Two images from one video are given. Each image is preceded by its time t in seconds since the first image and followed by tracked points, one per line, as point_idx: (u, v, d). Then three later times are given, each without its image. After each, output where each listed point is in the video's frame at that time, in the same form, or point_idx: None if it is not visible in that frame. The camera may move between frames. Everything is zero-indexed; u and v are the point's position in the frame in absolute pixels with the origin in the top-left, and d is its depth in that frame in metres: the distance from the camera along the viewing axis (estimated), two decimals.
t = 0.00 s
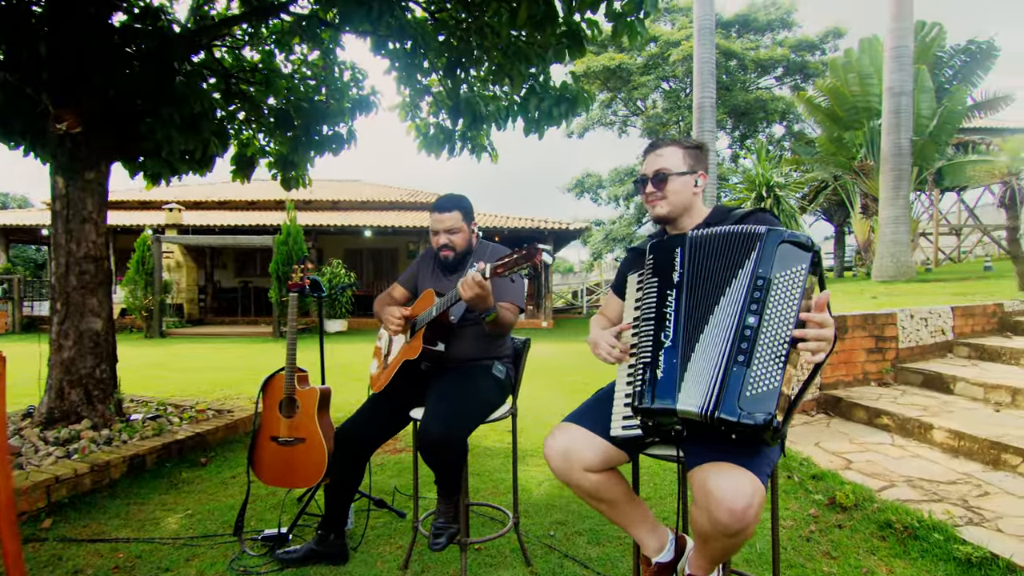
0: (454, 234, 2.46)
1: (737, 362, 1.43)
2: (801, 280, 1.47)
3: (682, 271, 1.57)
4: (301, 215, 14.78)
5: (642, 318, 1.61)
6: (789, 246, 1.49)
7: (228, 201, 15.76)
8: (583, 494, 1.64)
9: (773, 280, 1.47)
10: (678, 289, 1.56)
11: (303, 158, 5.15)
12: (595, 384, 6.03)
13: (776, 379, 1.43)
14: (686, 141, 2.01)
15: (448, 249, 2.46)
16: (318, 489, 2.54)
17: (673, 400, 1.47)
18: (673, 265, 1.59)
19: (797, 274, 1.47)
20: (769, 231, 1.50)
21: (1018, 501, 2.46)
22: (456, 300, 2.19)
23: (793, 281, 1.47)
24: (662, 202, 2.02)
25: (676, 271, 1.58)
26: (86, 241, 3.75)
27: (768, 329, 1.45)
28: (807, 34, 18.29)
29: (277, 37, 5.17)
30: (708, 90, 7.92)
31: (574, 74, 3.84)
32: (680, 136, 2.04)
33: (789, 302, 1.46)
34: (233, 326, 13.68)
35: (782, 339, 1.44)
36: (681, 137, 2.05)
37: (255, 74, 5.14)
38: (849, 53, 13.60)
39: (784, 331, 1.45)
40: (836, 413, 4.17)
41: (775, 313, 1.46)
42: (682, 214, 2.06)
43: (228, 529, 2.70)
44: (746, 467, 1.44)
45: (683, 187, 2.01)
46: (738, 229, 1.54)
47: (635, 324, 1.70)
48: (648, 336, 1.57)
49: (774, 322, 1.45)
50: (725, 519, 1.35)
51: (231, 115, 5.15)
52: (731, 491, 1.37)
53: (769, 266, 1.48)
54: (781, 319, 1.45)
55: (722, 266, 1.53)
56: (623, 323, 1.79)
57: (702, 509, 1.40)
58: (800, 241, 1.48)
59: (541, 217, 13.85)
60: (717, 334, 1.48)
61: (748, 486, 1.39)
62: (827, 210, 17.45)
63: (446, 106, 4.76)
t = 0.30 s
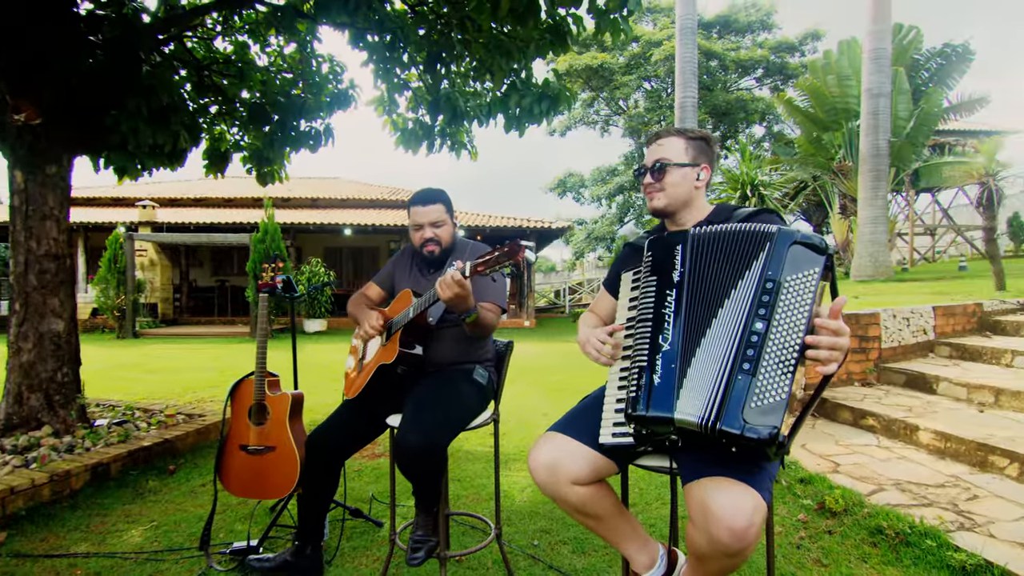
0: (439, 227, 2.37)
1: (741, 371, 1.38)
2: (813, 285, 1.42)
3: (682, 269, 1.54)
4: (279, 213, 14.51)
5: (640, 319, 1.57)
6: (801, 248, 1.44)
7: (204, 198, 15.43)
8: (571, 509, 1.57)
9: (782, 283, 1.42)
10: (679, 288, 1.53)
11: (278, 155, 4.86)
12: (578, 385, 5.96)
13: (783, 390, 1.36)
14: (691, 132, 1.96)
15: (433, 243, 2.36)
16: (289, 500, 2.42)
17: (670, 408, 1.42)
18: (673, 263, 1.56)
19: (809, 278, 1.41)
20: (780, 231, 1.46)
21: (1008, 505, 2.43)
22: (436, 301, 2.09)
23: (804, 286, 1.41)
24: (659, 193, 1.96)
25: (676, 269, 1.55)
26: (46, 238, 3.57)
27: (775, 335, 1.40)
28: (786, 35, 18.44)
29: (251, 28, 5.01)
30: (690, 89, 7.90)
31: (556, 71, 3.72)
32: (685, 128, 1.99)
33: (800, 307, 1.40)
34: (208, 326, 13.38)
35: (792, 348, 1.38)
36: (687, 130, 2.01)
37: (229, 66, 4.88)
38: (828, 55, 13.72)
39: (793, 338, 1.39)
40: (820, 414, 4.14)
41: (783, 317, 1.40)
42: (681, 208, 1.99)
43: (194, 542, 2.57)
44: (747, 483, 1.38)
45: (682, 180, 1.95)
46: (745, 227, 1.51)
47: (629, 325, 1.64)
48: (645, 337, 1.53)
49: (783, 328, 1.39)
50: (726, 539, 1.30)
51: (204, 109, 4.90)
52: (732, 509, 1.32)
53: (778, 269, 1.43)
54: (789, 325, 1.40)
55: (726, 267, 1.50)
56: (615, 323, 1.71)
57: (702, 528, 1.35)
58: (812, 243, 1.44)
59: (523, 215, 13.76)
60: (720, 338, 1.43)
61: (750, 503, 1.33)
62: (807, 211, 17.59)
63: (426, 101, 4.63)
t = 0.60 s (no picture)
0: (424, 223, 2.27)
1: (762, 386, 1.32)
2: (845, 296, 1.35)
3: (700, 270, 1.48)
4: (260, 211, 14.25)
5: (650, 320, 1.50)
6: (833, 255, 1.38)
7: (183, 195, 15.11)
8: (567, 526, 1.54)
9: (812, 292, 1.36)
10: (695, 290, 1.47)
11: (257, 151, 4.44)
12: (565, 386, 5.88)
13: (807, 409, 1.29)
14: (707, 123, 1.88)
15: (419, 241, 2.26)
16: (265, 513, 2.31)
17: (679, 421, 1.38)
18: (690, 261, 1.50)
19: (842, 290, 1.35)
20: (812, 236, 1.40)
21: (1006, 511, 2.38)
22: (419, 301, 1.99)
23: (836, 298, 1.35)
24: (672, 187, 1.89)
25: (693, 270, 1.49)
26: (10, 236, 3.39)
27: (801, 348, 1.33)
28: (770, 37, 18.53)
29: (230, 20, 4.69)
30: (676, 89, 7.86)
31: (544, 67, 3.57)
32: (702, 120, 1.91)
33: (831, 319, 1.34)
34: (187, 327, 13.10)
35: (819, 365, 1.32)
36: (703, 120, 1.92)
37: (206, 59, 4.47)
38: (811, 56, 13.78)
39: (821, 354, 1.33)
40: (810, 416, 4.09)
41: (811, 329, 1.34)
42: (695, 204, 1.92)
43: (164, 557, 2.43)
44: (760, 506, 1.34)
45: (697, 175, 1.87)
46: (772, 229, 1.45)
47: (635, 326, 1.59)
48: (656, 339, 1.47)
49: (811, 341, 1.33)
50: (739, 565, 1.26)
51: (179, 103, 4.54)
52: (744, 533, 1.28)
53: (809, 276, 1.37)
54: (819, 339, 1.33)
55: (747, 269, 1.44)
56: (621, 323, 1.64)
57: (712, 551, 1.31)
58: (847, 250, 1.37)
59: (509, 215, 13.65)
60: (738, 347, 1.38)
61: (762, 528, 1.30)
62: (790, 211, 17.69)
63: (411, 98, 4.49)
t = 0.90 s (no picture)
0: (403, 220, 2.18)
1: (782, 399, 1.24)
2: (876, 306, 1.26)
3: (716, 269, 1.41)
4: (242, 211, 14.02)
5: (661, 321, 1.43)
6: (865, 262, 1.29)
7: (163, 194, 14.82)
8: (558, 543, 1.48)
9: (840, 299, 1.28)
10: (709, 291, 1.40)
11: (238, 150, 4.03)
12: (552, 388, 5.81)
13: (830, 426, 1.21)
14: (709, 122, 1.78)
15: (397, 238, 2.17)
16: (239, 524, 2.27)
17: (686, 430, 1.32)
18: (708, 260, 1.43)
19: (872, 300, 1.27)
20: (842, 239, 1.31)
21: (1004, 517, 2.33)
22: (399, 302, 1.91)
23: (866, 308, 1.26)
24: (690, 199, 1.81)
25: (709, 269, 1.42)
26: None
27: (826, 359, 1.26)
28: (755, 39, 18.61)
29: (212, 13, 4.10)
30: (662, 89, 7.81)
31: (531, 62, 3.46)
32: (704, 118, 1.81)
33: (859, 329, 1.26)
34: (167, 328, 12.85)
35: (845, 378, 1.24)
36: (703, 116, 1.83)
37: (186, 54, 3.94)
38: (796, 58, 13.84)
39: (847, 368, 1.25)
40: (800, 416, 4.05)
41: (836, 338, 1.26)
42: (715, 210, 1.84)
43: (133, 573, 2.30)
44: (771, 528, 1.27)
45: (711, 181, 1.79)
46: (798, 230, 1.37)
47: (642, 326, 1.53)
48: (666, 341, 1.40)
49: (835, 352, 1.26)
50: None
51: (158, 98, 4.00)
52: (753, 557, 1.21)
53: (837, 284, 1.29)
54: (844, 351, 1.26)
55: (768, 271, 1.37)
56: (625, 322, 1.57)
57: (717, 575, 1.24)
58: (879, 256, 1.29)
59: (495, 215, 13.55)
60: (754, 354, 1.31)
61: (773, 553, 1.22)
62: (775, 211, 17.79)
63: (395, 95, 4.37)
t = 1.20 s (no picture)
0: (376, 221, 2.09)
1: (796, 411, 1.19)
2: (899, 316, 1.20)
3: (726, 270, 1.36)
4: (218, 210, 13.74)
5: (667, 323, 1.38)
6: (888, 268, 1.23)
7: (136, 192, 14.47)
8: (550, 559, 1.42)
9: (860, 307, 1.22)
10: (717, 293, 1.35)
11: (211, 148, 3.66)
12: (534, 389, 5.76)
13: (847, 442, 1.15)
14: (712, 126, 1.75)
15: (371, 240, 2.09)
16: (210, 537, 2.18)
17: (691, 441, 1.27)
18: (717, 260, 1.37)
19: (894, 310, 1.20)
20: (864, 243, 1.25)
21: (994, 519, 2.32)
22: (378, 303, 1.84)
23: (888, 317, 1.20)
24: (704, 209, 1.77)
25: (719, 269, 1.37)
26: None
27: (844, 369, 1.20)
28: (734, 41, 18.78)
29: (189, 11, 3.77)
30: (644, 91, 7.80)
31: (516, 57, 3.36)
32: (706, 121, 1.77)
33: (879, 339, 1.20)
34: (140, 329, 12.53)
35: (864, 390, 1.18)
36: (705, 120, 1.79)
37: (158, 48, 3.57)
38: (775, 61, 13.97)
39: (865, 380, 1.18)
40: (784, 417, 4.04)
41: (855, 347, 1.20)
42: (728, 215, 1.80)
43: None
44: (779, 546, 1.21)
45: (722, 188, 1.75)
46: (816, 231, 1.31)
47: (643, 328, 1.49)
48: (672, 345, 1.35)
49: (854, 362, 1.19)
50: None
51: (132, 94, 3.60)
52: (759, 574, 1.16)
53: (857, 290, 1.23)
54: (864, 360, 1.19)
55: (781, 274, 1.32)
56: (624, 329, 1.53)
57: None
58: (904, 263, 1.22)
59: (477, 215, 13.46)
60: (765, 361, 1.26)
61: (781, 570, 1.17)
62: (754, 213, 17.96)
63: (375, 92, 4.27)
